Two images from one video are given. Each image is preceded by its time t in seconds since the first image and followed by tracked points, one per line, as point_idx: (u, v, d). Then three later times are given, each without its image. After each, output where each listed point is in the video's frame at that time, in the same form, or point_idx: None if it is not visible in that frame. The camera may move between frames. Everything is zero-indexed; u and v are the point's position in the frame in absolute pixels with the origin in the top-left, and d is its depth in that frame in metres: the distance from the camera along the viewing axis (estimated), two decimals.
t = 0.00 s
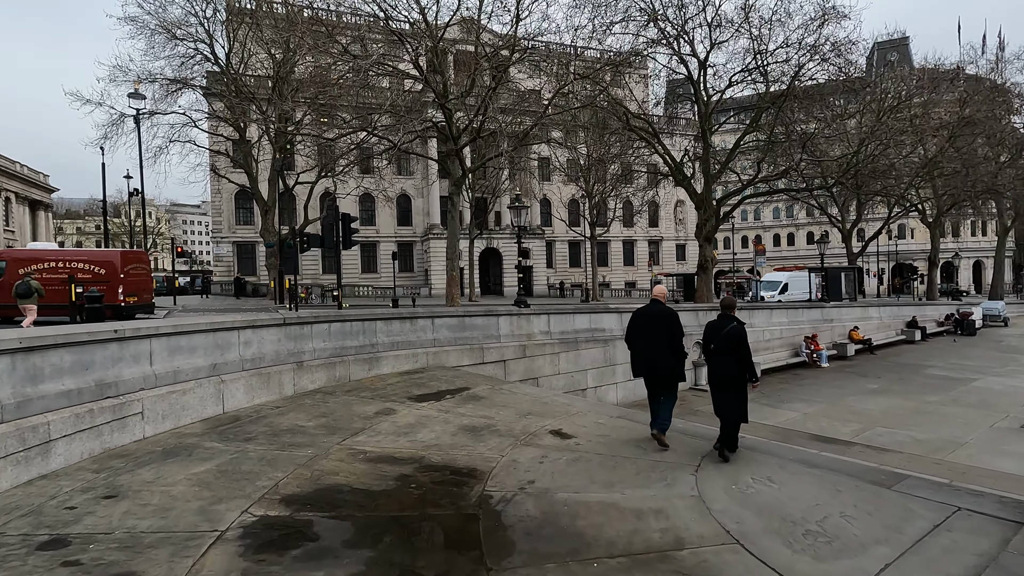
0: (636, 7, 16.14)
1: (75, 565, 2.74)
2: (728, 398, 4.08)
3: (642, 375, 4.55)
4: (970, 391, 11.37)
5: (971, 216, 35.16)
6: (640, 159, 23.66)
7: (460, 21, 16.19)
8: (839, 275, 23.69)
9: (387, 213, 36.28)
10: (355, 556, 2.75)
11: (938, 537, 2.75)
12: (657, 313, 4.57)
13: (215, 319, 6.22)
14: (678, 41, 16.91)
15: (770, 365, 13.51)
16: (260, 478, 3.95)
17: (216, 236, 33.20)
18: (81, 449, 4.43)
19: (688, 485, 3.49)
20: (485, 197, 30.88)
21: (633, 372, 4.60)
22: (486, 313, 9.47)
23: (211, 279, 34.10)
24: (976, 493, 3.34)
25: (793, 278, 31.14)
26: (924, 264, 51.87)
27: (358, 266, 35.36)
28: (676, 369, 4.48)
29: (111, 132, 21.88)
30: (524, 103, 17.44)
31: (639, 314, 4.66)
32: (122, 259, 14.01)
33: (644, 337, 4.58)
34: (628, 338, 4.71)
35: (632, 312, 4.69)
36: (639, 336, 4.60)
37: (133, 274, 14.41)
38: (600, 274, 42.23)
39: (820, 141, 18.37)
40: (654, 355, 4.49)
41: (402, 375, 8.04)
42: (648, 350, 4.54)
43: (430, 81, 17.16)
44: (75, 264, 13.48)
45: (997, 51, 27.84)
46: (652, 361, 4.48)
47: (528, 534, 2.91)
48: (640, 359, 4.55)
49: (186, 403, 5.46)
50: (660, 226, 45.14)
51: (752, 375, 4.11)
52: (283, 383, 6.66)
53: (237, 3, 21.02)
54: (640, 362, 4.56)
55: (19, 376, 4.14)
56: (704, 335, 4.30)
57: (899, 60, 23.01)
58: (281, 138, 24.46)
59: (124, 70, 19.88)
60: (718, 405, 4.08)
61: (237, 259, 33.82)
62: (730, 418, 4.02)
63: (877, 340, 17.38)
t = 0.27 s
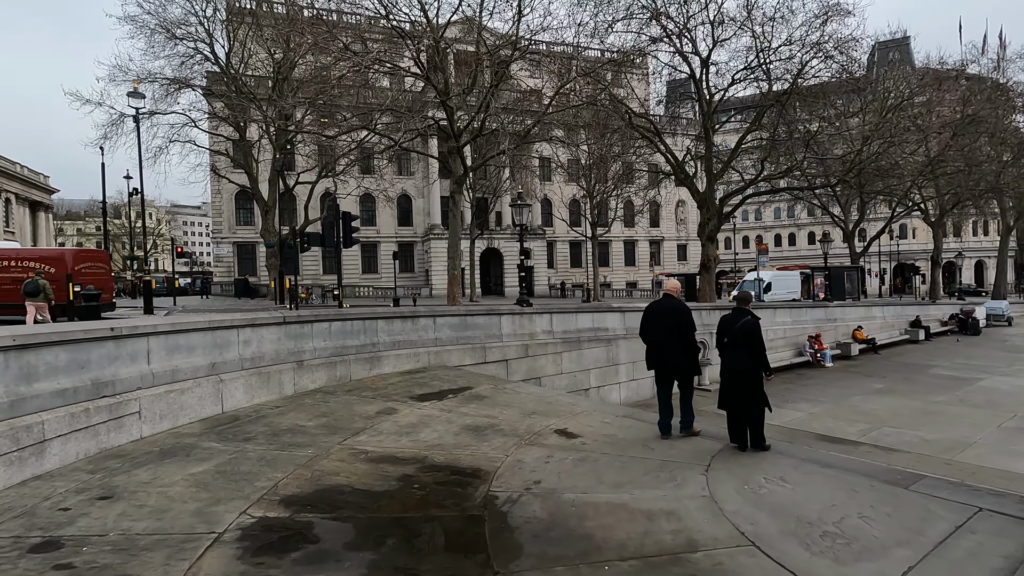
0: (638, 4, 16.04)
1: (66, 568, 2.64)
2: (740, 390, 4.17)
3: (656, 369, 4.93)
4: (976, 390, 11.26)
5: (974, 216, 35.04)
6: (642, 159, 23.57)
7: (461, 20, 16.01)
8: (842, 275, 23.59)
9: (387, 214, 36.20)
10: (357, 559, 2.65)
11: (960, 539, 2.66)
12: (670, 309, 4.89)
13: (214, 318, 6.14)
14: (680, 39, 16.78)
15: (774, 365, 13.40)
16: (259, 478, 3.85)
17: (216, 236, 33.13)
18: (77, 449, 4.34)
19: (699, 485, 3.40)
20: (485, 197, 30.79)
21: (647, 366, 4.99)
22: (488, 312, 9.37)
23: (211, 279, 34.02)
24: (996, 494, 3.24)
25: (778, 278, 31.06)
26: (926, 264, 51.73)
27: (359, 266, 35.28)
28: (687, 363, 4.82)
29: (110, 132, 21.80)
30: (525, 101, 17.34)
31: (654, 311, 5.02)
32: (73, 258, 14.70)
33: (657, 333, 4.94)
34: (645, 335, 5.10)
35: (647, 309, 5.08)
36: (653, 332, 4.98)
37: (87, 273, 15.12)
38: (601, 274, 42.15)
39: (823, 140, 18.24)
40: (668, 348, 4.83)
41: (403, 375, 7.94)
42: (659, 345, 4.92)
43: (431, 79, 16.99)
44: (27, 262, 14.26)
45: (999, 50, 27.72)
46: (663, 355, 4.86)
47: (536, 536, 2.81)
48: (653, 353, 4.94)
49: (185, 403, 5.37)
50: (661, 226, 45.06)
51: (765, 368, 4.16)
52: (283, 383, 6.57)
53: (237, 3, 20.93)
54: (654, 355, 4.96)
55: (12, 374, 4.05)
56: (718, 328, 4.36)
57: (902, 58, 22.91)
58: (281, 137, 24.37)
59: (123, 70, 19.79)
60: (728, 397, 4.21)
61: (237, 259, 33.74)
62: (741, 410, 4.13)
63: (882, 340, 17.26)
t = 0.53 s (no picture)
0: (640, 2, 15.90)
1: (58, 569, 2.53)
2: (756, 385, 4.12)
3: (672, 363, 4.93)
4: (983, 390, 11.14)
5: (975, 217, 34.96)
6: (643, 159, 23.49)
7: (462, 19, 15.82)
8: (846, 275, 23.52)
9: (387, 215, 36.11)
10: (362, 559, 2.54)
11: (992, 538, 2.55)
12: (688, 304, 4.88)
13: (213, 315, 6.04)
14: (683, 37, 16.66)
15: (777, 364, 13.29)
16: (259, 477, 3.74)
17: (215, 237, 33.05)
18: (72, 447, 4.23)
19: (714, 483, 3.29)
20: (486, 197, 30.69)
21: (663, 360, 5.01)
22: (491, 310, 9.26)
23: (211, 280, 33.92)
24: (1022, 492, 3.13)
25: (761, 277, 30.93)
26: (927, 265, 51.62)
27: (359, 267, 35.18)
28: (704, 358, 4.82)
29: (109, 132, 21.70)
30: (526, 101, 17.24)
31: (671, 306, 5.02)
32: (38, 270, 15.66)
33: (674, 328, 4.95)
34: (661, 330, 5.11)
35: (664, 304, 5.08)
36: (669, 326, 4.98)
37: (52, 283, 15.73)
38: (602, 275, 42.05)
39: (826, 139, 18.11)
40: (685, 343, 4.81)
41: (405, 374, 7.82)
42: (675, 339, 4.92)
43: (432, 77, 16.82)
44: None
45: (1001, 50, 27.64)
46: (679, 350, 4.85)
47: (548, 535, 2.70)
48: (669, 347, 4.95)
49: (183, 401, 5.26)
50: (662, 227, 44.99)
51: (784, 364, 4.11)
52: (284, 381, 6.45)
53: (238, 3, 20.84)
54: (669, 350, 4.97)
55: (6, 370, 3.95)
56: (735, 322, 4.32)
57: (904, 58, 22.85)
58: (280, 138, 24.27)
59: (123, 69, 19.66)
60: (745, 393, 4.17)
61: (237, 260, 33.66)
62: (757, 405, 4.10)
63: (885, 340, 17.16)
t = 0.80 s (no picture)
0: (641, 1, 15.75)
1: None
2: (777, 382, 4.30)
3: (695, 360, 5.22)
4: (988, 391, 11.07)
5: (974, 218, 34.96)
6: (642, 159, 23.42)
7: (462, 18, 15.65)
8: (847, 275, 23.50)
9: (386, 216, 36.00)
10: (364, 567, 2.44)
11: (1018, 544, 2.46)
12: (713, 303, 5.16)
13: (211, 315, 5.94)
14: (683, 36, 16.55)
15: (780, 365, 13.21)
16: (257, 481, 3.63)
17: (213, 238, 32.90)
18: (65, 450, 4.12)
19: (726, 485, 3.19)
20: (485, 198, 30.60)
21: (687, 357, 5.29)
22: (492, 311, 9.16)
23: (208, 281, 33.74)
24: None
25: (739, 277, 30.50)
26: (926, 266, 51.64)
27: (358, 268, 35.06)
28: (727, 354, 5.11)
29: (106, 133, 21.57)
30: (526, 101, 17.15)
31: (696, 305, 5.31)
32: None
33: (699, 326, 5.24)
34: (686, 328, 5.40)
35: (689, 303, 5.36)
36: (694, 324, 5.27)
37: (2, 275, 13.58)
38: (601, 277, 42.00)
39: (827, 139, 18.02)
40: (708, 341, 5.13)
41: (405, 375, 7.70)
42: (700, 337, 5.21)
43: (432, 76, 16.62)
44: None
45: (1000, 51, 27.64)
46: (702, 347, 5.18)
47: (557, 542, 2.60)
48: (693, 344, 5.23)
49: (179, 403, 5.14)
50: (661, 228, 44.95)
51: (805, 362, 4.28)
52: (282, 383, 6.34)
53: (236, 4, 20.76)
54: (693, 347, 5.26)
55: None
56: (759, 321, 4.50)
57: (904, 58, 22.81)
58: (279, 139, 24.13)
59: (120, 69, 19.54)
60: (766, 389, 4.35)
61: (235, 262, 33.51)
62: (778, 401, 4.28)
63: (887, 341, 17.08)
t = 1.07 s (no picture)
0: None
1: None
2: (793, 375, 4.52)
3: (703, 353, 5.25)
4: (986, 391, 11.04)
5: (970, 220, 35.07)
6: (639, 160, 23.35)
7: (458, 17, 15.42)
8: (844, 275, 23.50)
9: (382, 216, 35.85)
10: (358, 572, 2.33)
11: None
12: (721, 297, 5.19)
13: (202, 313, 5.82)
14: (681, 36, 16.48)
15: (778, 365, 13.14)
16: (247, 483, 3.51)
17: (207, 239, 32.67)
18: (49, 451, 3.99)
19: (733, 486, 3.09)
20: (482, 199, 30.49)
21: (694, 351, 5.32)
22: (489, 310, 9.06)
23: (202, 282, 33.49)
24: None
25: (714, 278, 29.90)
26: (921, 268, 51.81)
27: (354, 269, 34.89)
28: (734, 348, 5.14)
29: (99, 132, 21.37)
30: (523, 101, 17.05)
31: (703, 299, 5.33)
32: None
33: (707, 320, 5.26)
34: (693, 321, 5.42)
35: (696, 297, 5.39)
36: (701, 318, 5.29)
37: None
38: (598, 278, 41.96)
39: (824, 139, 17.98)
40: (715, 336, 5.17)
41: (401, 375, 7.58)
42: (708, 331, 5.23)
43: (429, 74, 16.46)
44: None
45: (995, 53, 27.74)
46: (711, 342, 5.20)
47: (560, 545, 2.49)
48: (701, 339, 5.26)
49: (169, 403, 5.01)
50: (658, 229, 44.95)
51: (819, 355, 4.50)
52: (276, 382, 6.21)
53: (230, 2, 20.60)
54: (701, 341, 5.29)
55: None
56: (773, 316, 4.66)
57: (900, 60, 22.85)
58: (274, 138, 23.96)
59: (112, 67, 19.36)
60: (781, 382, 4.58)
61: (229, 262, 33.30)
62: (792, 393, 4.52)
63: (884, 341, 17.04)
